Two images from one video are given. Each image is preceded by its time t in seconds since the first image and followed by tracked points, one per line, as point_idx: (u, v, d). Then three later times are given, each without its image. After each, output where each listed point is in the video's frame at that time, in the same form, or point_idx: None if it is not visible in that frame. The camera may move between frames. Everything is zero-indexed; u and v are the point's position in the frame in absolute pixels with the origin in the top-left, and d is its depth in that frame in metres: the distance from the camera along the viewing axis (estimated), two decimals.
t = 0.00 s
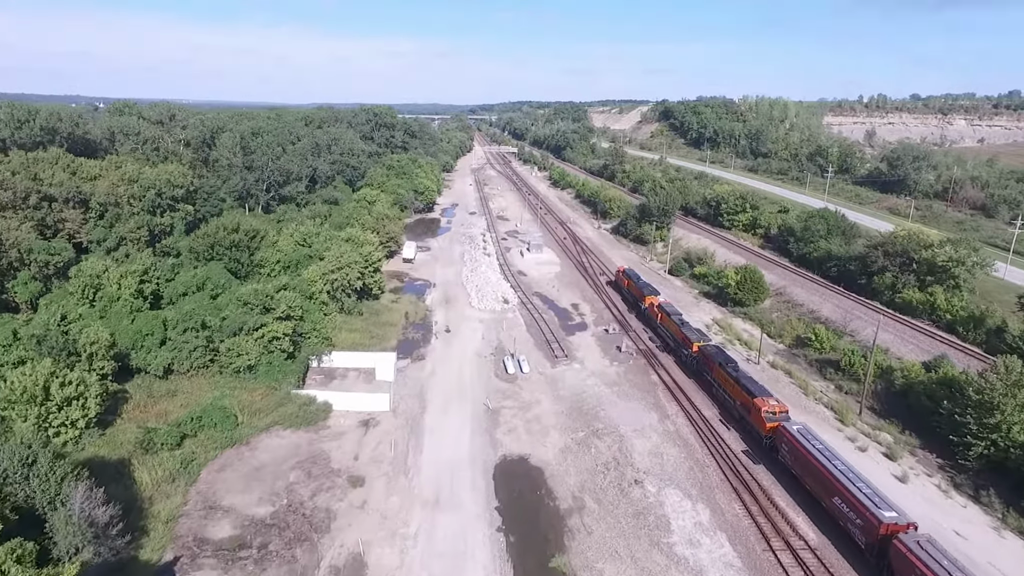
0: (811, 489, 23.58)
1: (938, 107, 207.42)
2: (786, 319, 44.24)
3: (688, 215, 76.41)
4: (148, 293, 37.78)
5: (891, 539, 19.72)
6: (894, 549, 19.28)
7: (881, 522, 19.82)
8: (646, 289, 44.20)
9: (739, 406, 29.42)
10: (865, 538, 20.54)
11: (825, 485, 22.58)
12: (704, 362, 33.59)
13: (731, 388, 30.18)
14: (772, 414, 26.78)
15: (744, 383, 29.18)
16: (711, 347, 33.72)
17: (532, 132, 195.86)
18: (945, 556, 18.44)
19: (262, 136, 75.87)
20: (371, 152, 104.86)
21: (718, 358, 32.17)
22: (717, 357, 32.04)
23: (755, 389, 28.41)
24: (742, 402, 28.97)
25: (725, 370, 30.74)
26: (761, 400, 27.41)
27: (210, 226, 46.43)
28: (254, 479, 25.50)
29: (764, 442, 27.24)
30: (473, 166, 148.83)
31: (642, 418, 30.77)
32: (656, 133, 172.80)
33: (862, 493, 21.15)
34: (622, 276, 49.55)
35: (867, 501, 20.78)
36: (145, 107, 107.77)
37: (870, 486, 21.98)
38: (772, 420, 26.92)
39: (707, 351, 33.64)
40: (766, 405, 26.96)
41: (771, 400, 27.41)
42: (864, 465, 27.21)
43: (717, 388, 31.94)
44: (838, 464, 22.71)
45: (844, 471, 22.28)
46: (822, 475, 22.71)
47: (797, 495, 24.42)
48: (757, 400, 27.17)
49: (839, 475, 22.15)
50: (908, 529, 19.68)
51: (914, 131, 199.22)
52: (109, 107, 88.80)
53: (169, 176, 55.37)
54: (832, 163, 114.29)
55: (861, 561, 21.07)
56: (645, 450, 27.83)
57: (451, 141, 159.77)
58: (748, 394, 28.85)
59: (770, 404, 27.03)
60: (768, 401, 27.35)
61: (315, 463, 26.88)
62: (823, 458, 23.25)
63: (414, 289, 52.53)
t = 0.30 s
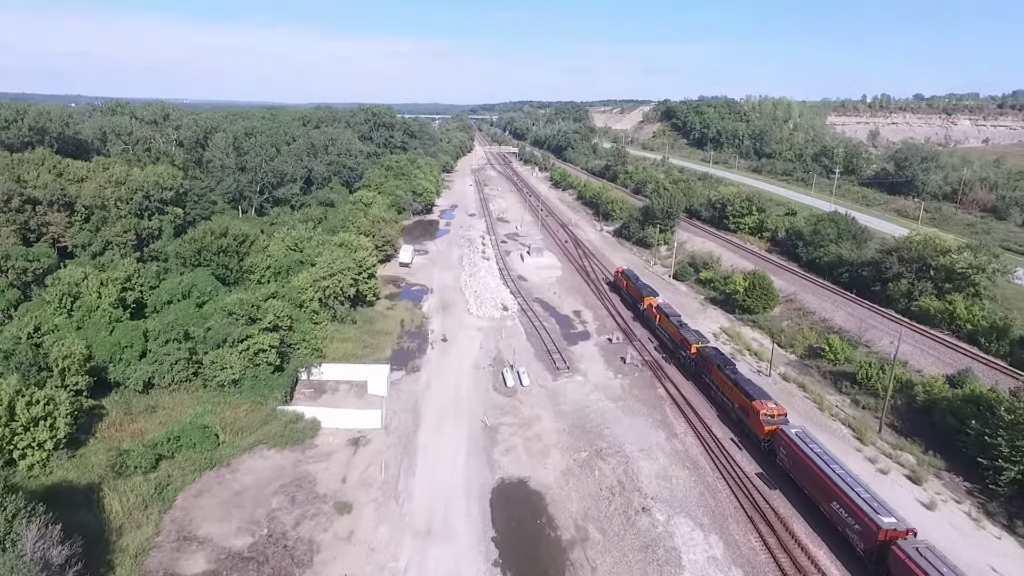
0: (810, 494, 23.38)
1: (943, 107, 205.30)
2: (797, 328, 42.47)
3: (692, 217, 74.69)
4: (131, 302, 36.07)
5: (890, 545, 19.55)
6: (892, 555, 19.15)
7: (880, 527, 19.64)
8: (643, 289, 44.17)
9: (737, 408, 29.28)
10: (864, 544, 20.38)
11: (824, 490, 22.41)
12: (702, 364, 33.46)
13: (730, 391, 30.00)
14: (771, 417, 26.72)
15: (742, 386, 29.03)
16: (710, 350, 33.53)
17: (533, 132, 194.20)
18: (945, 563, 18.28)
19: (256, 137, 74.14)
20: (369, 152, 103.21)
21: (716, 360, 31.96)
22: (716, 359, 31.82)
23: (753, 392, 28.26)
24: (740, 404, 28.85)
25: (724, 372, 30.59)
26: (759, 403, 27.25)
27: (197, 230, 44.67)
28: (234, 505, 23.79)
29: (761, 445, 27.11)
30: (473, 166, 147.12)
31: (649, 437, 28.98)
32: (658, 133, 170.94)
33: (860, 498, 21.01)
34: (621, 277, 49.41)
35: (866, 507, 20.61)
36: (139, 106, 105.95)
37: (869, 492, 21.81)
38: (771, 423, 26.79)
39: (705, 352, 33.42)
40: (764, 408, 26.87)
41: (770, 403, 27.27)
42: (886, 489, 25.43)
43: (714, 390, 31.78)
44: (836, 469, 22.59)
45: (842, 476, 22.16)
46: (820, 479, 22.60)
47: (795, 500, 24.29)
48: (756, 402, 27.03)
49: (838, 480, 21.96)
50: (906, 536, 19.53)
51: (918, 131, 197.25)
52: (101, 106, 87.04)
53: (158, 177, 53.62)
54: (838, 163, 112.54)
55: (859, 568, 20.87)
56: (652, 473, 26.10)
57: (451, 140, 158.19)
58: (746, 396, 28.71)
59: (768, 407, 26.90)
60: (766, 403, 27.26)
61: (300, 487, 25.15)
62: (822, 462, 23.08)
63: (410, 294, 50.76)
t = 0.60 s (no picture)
0: (806, 498, 23.19)
1: (947, 107, 203.09)
2: (808, 337, 40.71)
3: (696, 219, 72.98)
4: (110, 310, 34.32)
5: (887, 551, 19.30)
6: (889, 561, 18.92)
7: (877, 533, 19.41)
8: (642, 290, 43.96)
9: (733, 410, 29.08)
10: (860, 549, 20.15)
11: (821, 495, 22.19)
12: (699, 366, 33.12)
13: (727, 393, 29.69)
14: (768, 420, 26.51)
15: (739, 389, 28.78)
16: (708, 351, 33.22)
17: (533, 132, 192.53)
18: (941, 570, 18.05)
19: (250, 137, 72.41)
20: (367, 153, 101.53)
21: (714, 362, 31.61)
22: (713, 361, 31.59)
23: (750, 394, 27.95)
24: (737, 407, 28.66)
25: (722, 375, 30.28)
26: (757, 406, 27.02)
27: (183, 234, 42.92)
28: (209, 535, 22.05)
29: (758, 448, 26.91)
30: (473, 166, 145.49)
31: (656, 458, 27.23)
32: (660, 133, 169.19)
33: (858, 503, 20.77)
34: (619, 278, 49.06)
35: (862, 512, 20.39)
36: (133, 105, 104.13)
37: (866, 496, 21.62)
38: (768, 426, 26.60)
39: (702, 355, 33.15)
40: (761, 411, 26.67)
41: (767, 405, 27.09)
42: (911, 517, 23.66)
43: (711, 392, 31.55)
44: (833, 474, 22.37)
45: (840, 481, 21.90)
46: (817, 484, 22.39)
47: (794, 505, 24.00)
48: (753, 405, 26.84)
49: (835, 485, 21.76)
50: (904, 542, 19.30)
51: (922, 131, 195.39)
52: (93, 105, 85.27)
53: (146, 178, 51.79)
54: (843, 164, 110.79)
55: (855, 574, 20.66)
56: (660, 499, 24.38)
57: (451, 140, 156.47)
58: (743, 399, 28.48)
59: (765, 410, 26.72)
60: (763, 406, 27.03)
61: (281, 514, 23.42)
62: (819, 466, 22.85)
63: (406, 301, 48.99)
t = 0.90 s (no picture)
0: (803, 502, 23.03)
1: (951, 107, 201.24)
2: (820, 348, 38.94)
3: (701, 221, 71.29)
4: (88, 320, 32.57)
5: (885, 557, 19.12)
6: (887, 566, 18.74)
7: (875, 538, 19.24)
8: (640, 291, 43.80)
9: (731, 413, 28.89)
10: (858, 555, 19.96)
11: (818, 499, 22.02)
12: (697, 368, 32.90)
13: (724, 395, 29.50)
14: (765, 423, 26.38)
15: (737, 391, 28.57)
16: (705, 353, 33.03)
17: (535, 132, 190.84)
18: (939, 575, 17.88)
19: (245, 137, 70.73)
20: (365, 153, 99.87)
21: (711, 364, 31.46)
22: (711, 363, 31.40)
23: (747, 397, 27.83)
24: (734, 409, 28.48)
25: (719, 377, 30.14)
26: (754, 409, 26.90)
27: (169, 239, 41.18)
28: (181, 570, 20.36)
29: (754, 451, 26.74)
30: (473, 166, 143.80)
31: (664, 482, 25.50)
32: (662, 133, 167.48)
33: (856, 509, 20.59)
34: (618, 278, 48.79)
35: (860, 517, 20.23)
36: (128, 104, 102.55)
37: (863, 501, 21.47)
38: (765, 429, 26.42)
39: (700, 356, 32.96)
40: (759, 413, 26.57)
41: (764, 408, 26.95)
42: (940, 549, 21.92)
43: (708, 394, 31.38)
44: (831, 478, 22.23)
45: (837, 485, 21.78)
46: (814, 488, 22.25)
47: (789, 509, 23.84)
48: (750, 408, 26.68)
49: (832, 489, 21.61)
50: (902, 548, 19.10)
51: (926, 131, 193.60)
52: (85, 104, 83.58)
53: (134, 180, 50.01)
54: (848, 165, 109.03)
55: None
56: (670, 531, 22.67)
57: (451, 140, 154.86)
58: (740, 401, 28.28)
59: (762, 413, 26.55)
60: (760, 409, 26.94)
61: (261, 546, 21.73)
62: (816, 470, 22.69)
63: (402, 307, 47.26)
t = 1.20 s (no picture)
0: (800, 505, 22.90)
1: (955, 107, 199.20)
2: (834, 359, 37.18)
3: (705, 224, 69.62)
4: (64, 331, 30.92)
5: (882, 562, 18.97)
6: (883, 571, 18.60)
7: (871, 543, 19.11)
8: (638, 292, 43.66)
9: (728, 415, 28.77)
10: (855, 560, 19.83)
11: (815, 502, 21.90)
12: (694, 370, 32.85)
13: (722, 398, 29.38)
14: (763, 425, 26.26)
15: (734, 393, 28.44)
16: (703, 356, 32.98)
17: (535, 132, 189.17)
18: None
19: (238, 137, 69.03)
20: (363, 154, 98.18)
21: (709, 366, 31.46)
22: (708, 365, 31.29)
23: (745, 399, 27.76)
24: (731, 411, 28.38)
25: (717, 379, 30.07)
26: (751, 411, 26.84)
27: (153, 243, 39.50)
28: None
29: (751, 454, 26.62)
30: (472, 167, 142.07)
31: (673, 510, 23.77)
32: (664, 133, 165.77)
33: (853, 513, 20.49)
34: (616, 279, 48.64)
35: (857, 522, 20.12)
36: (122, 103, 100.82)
37: (860, 505, 21.36)
38: (762, 432, 26.29)
39: (698, 358, 32.87)
40: (756, 416, 26.45)
41: (761, 411, 26.84)
42: None
43: (705, 395, 31.31)
44: (828, 481, 22.13)
45: (835, 489, 21.68)
46: (811, 491, 22.15)
47: (786, 512, 23.66)
48: (748, 411, 26.54)
49: (829, 493, 21.51)
50: (899, 552, 18.95)
51: (930, 131, 191.66)
52: (77, 104, 81.84)
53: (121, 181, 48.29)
54: (854, 166, 107.21)
55: None
56: (681, 565, 20.99)
57: (451, 140, 153.18)
58: (738, 403, 28.13)
59: (760, 415, 26.42)
60: (758, 412, 26.87)
61: None
62: (814, 474, 22.58)
63: (397, 314, 45.58)
